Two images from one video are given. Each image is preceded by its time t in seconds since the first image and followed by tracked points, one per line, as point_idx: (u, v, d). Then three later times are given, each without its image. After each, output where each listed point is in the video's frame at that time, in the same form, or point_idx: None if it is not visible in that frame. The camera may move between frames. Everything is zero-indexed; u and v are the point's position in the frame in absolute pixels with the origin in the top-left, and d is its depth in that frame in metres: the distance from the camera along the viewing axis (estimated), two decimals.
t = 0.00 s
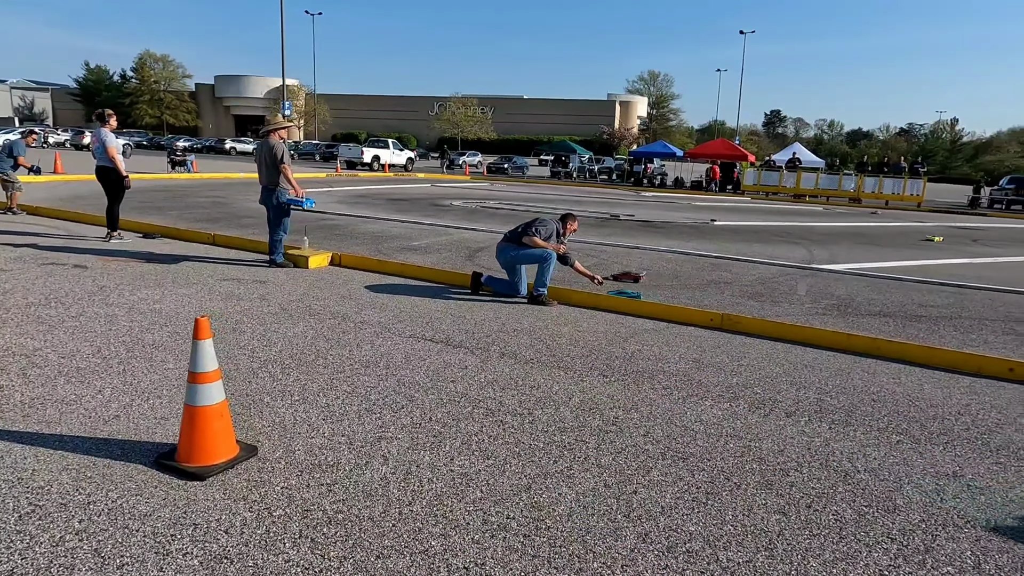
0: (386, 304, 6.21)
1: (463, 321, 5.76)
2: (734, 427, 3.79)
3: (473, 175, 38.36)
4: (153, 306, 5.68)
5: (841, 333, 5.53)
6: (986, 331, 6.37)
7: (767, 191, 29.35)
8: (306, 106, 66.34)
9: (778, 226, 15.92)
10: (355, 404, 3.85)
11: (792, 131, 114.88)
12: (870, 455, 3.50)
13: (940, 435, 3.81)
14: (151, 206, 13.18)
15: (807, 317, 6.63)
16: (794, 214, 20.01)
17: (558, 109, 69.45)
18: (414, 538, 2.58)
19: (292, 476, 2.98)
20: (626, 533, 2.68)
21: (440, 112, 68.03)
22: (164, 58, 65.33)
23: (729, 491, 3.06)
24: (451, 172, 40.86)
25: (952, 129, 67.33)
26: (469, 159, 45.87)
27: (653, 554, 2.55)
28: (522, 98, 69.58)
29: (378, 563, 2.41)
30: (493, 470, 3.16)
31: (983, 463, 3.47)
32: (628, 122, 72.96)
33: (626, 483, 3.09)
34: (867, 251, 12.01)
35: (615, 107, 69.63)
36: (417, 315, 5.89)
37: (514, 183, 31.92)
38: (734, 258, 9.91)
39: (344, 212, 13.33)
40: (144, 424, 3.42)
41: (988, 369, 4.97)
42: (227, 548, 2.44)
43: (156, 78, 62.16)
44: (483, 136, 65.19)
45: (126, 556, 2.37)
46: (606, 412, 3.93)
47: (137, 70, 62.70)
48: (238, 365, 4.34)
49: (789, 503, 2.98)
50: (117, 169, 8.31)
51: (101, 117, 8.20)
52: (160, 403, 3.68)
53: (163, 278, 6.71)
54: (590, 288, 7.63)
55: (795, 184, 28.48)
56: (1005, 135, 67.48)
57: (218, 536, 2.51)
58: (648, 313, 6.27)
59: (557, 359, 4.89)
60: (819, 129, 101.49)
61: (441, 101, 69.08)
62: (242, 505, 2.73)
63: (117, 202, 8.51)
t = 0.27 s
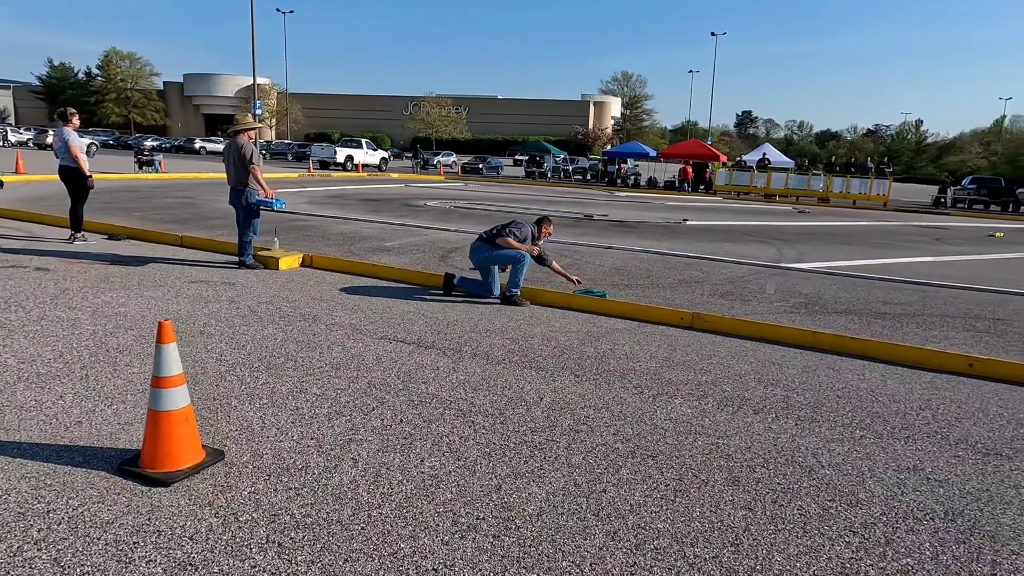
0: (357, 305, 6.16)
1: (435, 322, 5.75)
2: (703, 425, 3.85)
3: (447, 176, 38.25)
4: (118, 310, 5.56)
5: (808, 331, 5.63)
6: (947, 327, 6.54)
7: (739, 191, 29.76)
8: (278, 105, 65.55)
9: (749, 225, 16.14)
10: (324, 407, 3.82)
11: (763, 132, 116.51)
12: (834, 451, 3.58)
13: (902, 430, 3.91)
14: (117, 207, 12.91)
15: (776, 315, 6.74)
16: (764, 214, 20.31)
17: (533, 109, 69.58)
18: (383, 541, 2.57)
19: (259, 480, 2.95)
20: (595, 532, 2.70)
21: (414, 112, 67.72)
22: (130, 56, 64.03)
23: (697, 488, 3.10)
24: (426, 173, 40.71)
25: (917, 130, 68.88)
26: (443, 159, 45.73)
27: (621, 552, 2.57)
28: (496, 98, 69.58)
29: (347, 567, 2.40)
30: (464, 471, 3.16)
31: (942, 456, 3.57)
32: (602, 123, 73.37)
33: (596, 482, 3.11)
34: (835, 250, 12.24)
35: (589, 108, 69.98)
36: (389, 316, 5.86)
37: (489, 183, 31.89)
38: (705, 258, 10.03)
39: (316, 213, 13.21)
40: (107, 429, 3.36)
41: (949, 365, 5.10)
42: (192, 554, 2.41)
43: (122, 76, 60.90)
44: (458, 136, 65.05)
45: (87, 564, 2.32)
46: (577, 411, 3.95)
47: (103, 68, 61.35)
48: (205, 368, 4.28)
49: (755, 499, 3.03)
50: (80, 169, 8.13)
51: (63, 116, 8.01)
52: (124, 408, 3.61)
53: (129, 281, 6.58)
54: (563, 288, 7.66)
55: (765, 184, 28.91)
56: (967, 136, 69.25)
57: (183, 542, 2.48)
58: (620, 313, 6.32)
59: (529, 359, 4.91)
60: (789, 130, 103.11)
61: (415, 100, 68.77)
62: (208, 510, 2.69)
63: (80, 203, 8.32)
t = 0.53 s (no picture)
0: (331, 302, 6.14)
1: (410, 319, 5.75)
2: (674, 416, 3.92)
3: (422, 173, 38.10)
4: (85, 308, 5.47)
5: (776, 324, 5.75)
6: (911, 320, 6.72)
7: (711, 188, 30.12)
8: (249, 101, 64.62)
9: (721, 222, 16.36)
10: (298, 403, 3.81)
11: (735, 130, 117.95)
12: (800, 440, 3.67)
13: (866, 419, 4.02)
14: (83, 205, 12.65)
15: (746, 310, 6.85)
16: (736, 210, 20.60)
17: (507, 107, 69.57)
18: (357, 535, 2.58)
19: (232, 477, 2.94)
20: (568, 522, 2.74)
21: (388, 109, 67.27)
22: (96, 50, 62.59)
23: (668, 478, 3.17)
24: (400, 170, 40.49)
25: (883, 129, 70.30)
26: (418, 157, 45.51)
27: (593, 542, 2.62)
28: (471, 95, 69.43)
29: (321, 561, 2.41)
30: (438, 465, 3.18)
31: (904, 444, 3.68)
32: (577, 120, 73.62)
33: (569, 474, 3.16)
34: (804, 246, 12.48)
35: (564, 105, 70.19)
36: (363, 313, 5.84)
37: (463, 180, 31.82)
38: (678, 254, 10.16)
39: (289, 210, 13.08)
40: (75, 429, 3.31)
41: (911, 356, 5.25)
42: (164, 552, 2.40)
43: (88, 70, 59.52)
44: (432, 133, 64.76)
45: (56, 564, 2.30)
46: (551, 405, 4.00)
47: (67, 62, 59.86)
48: (176, 367, 4.24)
49: (724, 487, 3.10)
50: (45, 165, 7.95)
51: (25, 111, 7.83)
52: (93, 407, 3.56)
53: (96, 279, 6.46)
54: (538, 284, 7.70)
55: (737, 181, 29.30)
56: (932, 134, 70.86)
57: (155, 540, 2.46)
58: (594, 308, 6.38)
59: (503, 354, 4.94)
60: (760, 128, 104.51)
61: (389, 97, 68.30)
62: (180, 508, 2.68)
63: (44, 200, 8.14)
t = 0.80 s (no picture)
0: (312, 294, 6.15)
1: (392, 310, 5.78)
2: (653, 402, 4.02)
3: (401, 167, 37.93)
4: (63, 301, 5.42)
5: (752, 313, 5.89)
6: (881, 309, 6.91)
7: (688, 181, 30.40)
8: (223, 94, 63.70)
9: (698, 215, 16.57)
10: (283, 393, 3.84)
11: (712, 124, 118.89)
12: (775, 423, 3.79)
13: (837, 403, 4.16)
14: (56, 198, 12.44)
15: (723, 299, 6.99)
16: (713, 203, 20.84)
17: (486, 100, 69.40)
18: (346, 518, 2.63)
19: (220, 464, 2.97)
20: (551, 503, 2.82)
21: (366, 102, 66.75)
22: (65, 40, 61.24)
23: (648, 460, 3.26)
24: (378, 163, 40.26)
25: (857, 123, 71.37)
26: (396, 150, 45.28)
27: (576, 520, 2.70)
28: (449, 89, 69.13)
29: (311, 543, 2.46)
30: (424, 450, 3.24)
31: (873, 425, 3.82)
32: (556, 114, 73.68)
33: (552, 457, 3.24)
34: (779, 238, 12.70)
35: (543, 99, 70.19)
36: (345, 304, 5.87)
37: (442, 174, 31.75)
38: (656, 245, 10.29)
39: (267, 204, 12.98)
40: (59, 420, 3.32)
41: (880, 343, 5.42)
42: (155, 536, 2.43)
43: (56, 62, 58.24)
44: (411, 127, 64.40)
45: (46, 550, 2.32)
46: (533, 392, 4.08)
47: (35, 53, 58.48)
48: (159, 358, 4.24)
49: (701, 468, 3.20)
50: (17, 157, 7.84)
51: None
52: (76, 399, 3.57)
53: (73, 272, 6.40)
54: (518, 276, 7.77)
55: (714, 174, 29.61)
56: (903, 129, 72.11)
57: (145, 525, 2.50)
58: (574, 298, 6.47)
59: (485, 344, 5.00)
60: (736, 122, 105.47)
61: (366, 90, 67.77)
62: (168, 494, 2.71)
63: (17, 193, 8.02)
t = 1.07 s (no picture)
0: (307, 290, 6.17)
1: (388, 305, 5.83)
2: (648, 393, 4.11)
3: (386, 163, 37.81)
4: (57, 299, 5.42)
5: (741, 307, 6.01)
6: (866, 302, 7.06)
7: (674, 177, 30.61)
8: (205, 89, 63.02)
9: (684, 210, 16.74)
10: (285, 387, 3.89)
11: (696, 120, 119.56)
12: (767, 412, 3.90)
13: (826, 393, 4.28)
14: (40, 195, 12.31)
15: (712, 294, 7.11)
16: (698, 199, 21.04)
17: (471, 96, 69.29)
18: (356, 507, 2.70)
19: (228, 458, 3.02)
20: (554, 491, 2.91)
21: (350, 97, 66.37)
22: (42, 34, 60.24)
23: (645, 449, 3.36)
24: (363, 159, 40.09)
25: (838, 119, 72.12)
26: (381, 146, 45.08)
27: (579, 507, 2.79)
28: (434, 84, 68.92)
29: (323, 532, 2.52)
30: (427, 441, 3.31)
31: (861, 414, 3.94)
32: (540, 110, 73.72)
33: (553, 447, 3.32)
34: (764, 233, 12.88)
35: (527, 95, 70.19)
36: (340, 300, 5.91)
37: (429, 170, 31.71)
38: (644, 241, 10.41)
39: (255, 200, 12.93)
40: (64, 415, 3.35)
41: (866, 335, 5.56)
42: (169, 527, 2.48)
43: (33, 56, 57.31)
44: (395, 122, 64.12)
45: (63, 542, 2.37)
46: (531, 385, 4.16)
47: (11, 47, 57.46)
48: (159, 354, 4.27)
49: (698, 456, 3.30)
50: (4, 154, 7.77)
51: None
52: (79, 395, 3.59)
53: (65, 270, 6.38)
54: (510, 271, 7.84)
55: (698, 170, 29.83)
56: (884, 125, 72.99)
57: (159, 516, 2.54)
58: (566, 293, 6.56)
59: (482, 338, 5.08)
60: (720, 118, 106.17)
61: (350, 85, 67.36)
62: (180, 487, 2.75)
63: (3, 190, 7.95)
